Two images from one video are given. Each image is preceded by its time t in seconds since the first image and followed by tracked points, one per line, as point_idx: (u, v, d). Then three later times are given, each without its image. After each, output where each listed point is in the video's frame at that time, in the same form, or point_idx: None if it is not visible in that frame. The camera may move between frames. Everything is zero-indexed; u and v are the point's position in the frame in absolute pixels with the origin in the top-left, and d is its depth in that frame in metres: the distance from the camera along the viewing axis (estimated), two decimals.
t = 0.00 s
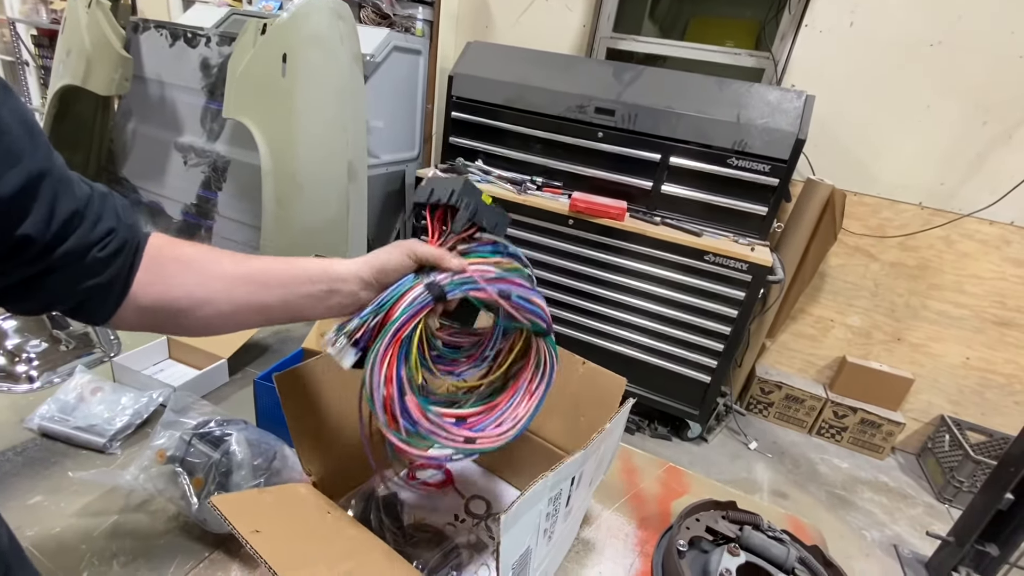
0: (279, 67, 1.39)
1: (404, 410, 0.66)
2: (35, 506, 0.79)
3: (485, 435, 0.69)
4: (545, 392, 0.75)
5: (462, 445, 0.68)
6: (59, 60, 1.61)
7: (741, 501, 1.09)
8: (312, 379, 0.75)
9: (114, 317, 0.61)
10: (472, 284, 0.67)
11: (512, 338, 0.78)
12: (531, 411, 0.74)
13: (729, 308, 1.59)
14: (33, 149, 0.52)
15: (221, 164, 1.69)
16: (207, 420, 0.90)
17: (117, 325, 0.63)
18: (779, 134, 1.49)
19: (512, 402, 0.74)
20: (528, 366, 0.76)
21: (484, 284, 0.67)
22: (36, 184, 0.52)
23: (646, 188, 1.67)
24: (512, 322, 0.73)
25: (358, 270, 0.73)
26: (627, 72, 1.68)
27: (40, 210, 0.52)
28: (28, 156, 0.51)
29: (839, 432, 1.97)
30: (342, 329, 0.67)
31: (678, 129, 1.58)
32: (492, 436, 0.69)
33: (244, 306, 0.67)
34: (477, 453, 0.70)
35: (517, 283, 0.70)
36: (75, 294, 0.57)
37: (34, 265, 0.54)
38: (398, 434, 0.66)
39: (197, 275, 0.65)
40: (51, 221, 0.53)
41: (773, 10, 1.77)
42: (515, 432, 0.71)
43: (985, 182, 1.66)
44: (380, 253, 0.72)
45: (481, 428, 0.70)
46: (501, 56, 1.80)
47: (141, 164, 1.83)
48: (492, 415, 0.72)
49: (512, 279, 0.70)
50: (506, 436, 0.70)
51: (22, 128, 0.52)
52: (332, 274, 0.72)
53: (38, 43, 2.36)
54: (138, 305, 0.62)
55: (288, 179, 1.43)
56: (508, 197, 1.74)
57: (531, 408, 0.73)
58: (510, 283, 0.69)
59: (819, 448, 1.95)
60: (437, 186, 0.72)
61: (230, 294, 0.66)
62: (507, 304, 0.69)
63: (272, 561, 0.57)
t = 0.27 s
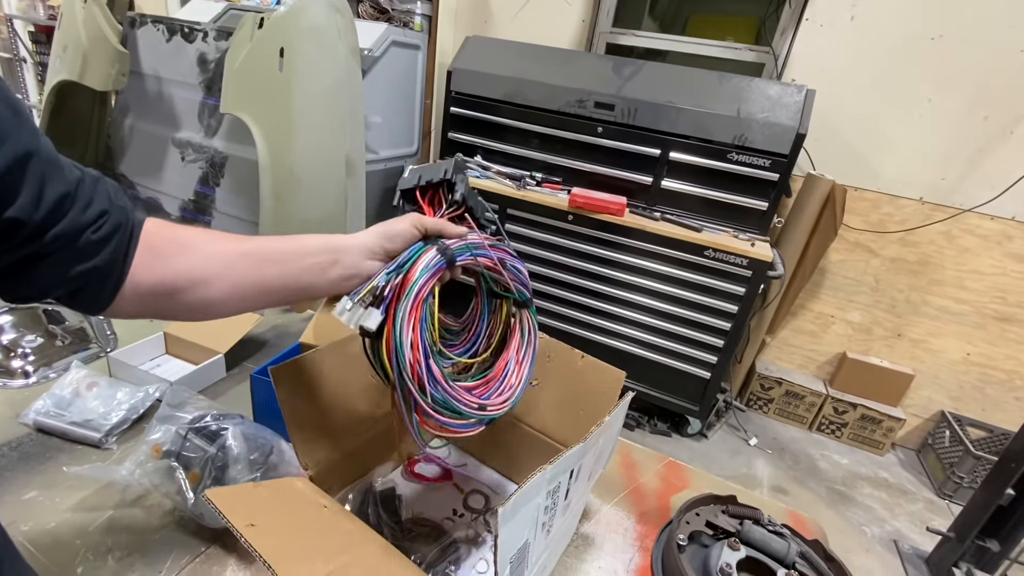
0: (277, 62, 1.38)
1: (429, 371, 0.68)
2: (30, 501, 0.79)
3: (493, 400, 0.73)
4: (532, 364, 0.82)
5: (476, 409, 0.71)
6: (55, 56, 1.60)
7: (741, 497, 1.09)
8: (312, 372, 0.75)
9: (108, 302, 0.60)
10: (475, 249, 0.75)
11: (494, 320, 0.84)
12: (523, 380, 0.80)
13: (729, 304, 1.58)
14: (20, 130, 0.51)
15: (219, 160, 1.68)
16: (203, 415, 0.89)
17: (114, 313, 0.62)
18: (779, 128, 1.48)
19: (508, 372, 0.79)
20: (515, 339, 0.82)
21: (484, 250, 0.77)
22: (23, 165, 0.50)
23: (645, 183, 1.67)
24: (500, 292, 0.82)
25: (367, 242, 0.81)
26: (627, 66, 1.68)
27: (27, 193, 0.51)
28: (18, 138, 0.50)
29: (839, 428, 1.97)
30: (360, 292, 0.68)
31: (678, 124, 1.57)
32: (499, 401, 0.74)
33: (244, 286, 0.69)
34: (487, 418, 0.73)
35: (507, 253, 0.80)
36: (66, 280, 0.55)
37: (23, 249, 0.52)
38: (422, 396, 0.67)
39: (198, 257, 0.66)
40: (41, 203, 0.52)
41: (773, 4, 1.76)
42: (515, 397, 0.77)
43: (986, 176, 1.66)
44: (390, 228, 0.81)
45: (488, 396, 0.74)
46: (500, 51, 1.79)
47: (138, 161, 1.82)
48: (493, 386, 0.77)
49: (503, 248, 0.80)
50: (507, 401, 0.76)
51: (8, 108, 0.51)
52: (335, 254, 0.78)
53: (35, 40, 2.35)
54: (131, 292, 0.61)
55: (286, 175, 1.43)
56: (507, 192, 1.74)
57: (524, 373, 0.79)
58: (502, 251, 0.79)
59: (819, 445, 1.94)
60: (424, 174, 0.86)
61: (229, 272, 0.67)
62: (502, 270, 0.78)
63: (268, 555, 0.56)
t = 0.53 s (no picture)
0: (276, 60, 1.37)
1: (434, 380, 0.68)
2: (33, 501, 0.79)
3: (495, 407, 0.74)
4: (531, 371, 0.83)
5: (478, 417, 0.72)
6: (55, 54, 1.59)
7: (742, 496, 1.09)
8: (310, 371, 0.75)
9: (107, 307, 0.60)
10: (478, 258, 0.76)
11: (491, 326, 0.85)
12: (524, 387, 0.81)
13: (730, 302, 1.58)
14: (23, 135, 0.51)
15: (219, 159, 1.68)
16: (205, 415, 0.89)
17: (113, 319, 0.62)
18: (780, 126, 1.48)
19: (509, 378, 0.80)
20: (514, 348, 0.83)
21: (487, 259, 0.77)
22: (26, 171, 0.50)
23: (646, 182, 1.67)
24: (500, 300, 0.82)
25: (367, 250, 0.79)
26: (628, 64, 1.67)
27: (31, 198, 0.51)
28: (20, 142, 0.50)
29: (839, 425, 1.97)
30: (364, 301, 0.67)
31: (678, 122, 1.57)
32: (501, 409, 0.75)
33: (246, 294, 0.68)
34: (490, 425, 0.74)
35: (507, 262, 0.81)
36: (66, 285, 0.55)
37: (24, 254, 0.52)
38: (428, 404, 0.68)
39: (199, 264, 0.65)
40: (42, 209, 0.52)
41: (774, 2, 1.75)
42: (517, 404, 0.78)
43: (987, 174, 1.65)
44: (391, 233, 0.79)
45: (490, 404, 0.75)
46: (501, 49, 1.79)
47: (138, 160, 1.82)
48: (494, 393, 0.78)
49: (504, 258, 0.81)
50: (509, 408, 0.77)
51: (9, 112, 0.50)
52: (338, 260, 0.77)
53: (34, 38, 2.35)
54: (131, 297, 0.61)
55: (286, 174, 1.42)
56: (508, 190, 1.73)
57: (524, 381, 0.80)
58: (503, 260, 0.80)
59: (820, 443, 1.95)
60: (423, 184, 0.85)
61: (232, 279, 0.67)
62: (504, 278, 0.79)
63: (272, 555, 0.56)
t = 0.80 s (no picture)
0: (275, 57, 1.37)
1: (433, 398, 0.67)
2: (31, 500, 0.78)
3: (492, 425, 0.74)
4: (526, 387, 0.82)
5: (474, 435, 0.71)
6: (52, 52, 1.58)
7: (743, 494, 1.08)
8: (311, 374, 0.74)
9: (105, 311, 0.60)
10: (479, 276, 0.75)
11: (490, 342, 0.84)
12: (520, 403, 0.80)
13: (730, 300, 1.58)
14: (27, 139, 0.50)
15: (217, 157, 1.68)
16: (204, 413, 0.89)
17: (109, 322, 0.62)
18: (780, 124, 1.47)
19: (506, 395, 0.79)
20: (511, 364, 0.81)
21: (487, 277, 0.76)
22: (30, 176, 0.50)
23: (646, 179, 1.66)
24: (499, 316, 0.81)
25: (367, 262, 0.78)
26: (627, 62, 1.67)
27: (35, 205, 0.51)
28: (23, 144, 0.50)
29: (838, 423, 1.97)
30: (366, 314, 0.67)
31: (678, 119, 1.57)
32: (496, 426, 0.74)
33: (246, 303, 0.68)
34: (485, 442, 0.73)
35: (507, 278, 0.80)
36: (66, 289, 0.55)
37: (24, 259, 0.52)
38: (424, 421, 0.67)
39: (202, 279, 0.65)
40: (45, 213, 0.51)
41: None
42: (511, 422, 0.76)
43: (987, 171, 1.65)
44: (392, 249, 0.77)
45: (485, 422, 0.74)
46: (500, 46, 1.78)
47: (136, 157, 1.81)
48: (491, 409, 0.76)
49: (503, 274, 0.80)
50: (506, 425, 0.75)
51: (13, 115, 0.49)
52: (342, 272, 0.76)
53: (32, 35, 2.34)
54: (130, 300, 0.61)
55: (285, 172, 1.42)
56: (507, 188, 1.73)
57: (518, 400, 0.79)
58: (502, 277, 0.79)
59: (819, 440, 1.95)
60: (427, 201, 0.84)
61: (230, 288, 0.67)
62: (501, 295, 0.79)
63: (270, 554, 0.56)
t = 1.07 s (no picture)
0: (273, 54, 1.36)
1: (376, 372, 0.66)
2: (28, 499, 0.78)
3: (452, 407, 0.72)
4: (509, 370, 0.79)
5: (428, 412, 0.70)
6: (50, 51, 1.58)
7: (742, 493, 1.08)
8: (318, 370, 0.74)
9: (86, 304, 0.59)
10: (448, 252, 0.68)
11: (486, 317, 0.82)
12: (497, 386, 0.77)
13: (729, 299, 1.58)
14: (20, 134, 0.51)
15: (216, 155, 1.67)
16: (202, 412, 0.89)
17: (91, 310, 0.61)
18: (780, 121, 1.47)
19: (480, 376, 0.77)
20: (495, 348, 0.79)
21: (461, 254, 0.69)
22: (18, 168, 0.50)
23: (646, 177, 1.66)
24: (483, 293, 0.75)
25: (333, 234, 0.73)
26: (627, 59, 1.66)
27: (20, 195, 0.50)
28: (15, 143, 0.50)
29: (838, 422, 1.97)
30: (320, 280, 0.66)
31: (678, 117, 1.56)
32: (459, 408, 0.73)
33: (217, 282, 0.67)
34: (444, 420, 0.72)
35: (490, 255, 0.72)
36: (50, 283, 0.54)
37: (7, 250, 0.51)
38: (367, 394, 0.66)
39: (176, 263, 0.64)
40: (39, 206, 0.52)
41: None
42: (481, 406, 0.75)
43: (987, 169, 1.65)
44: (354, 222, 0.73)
45: (447, 399, 0.73)
46: (500, 44, 1.78)
47: (135, 156, 1.81)
48: (458, 389, 0.75)
49: (485, 251, 0.72)
50: (471, 407, 0.74)
51: (9, 113, 0.50)
52: (317, 255, 0.72)
53: (31, 34, 2.33)
54: (112, 294, 0.61)
55: (284, 171, 1.42)
56: (507, 187, 1.73)
57: (498, 383, 0.77)
58: (483, 253, 0.71)
59: (819, 438, 1.94)
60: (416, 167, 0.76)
61: (203, 269, 0.65)
62: (480, 275, 0.71)
63: (267, 555, 0.56)
